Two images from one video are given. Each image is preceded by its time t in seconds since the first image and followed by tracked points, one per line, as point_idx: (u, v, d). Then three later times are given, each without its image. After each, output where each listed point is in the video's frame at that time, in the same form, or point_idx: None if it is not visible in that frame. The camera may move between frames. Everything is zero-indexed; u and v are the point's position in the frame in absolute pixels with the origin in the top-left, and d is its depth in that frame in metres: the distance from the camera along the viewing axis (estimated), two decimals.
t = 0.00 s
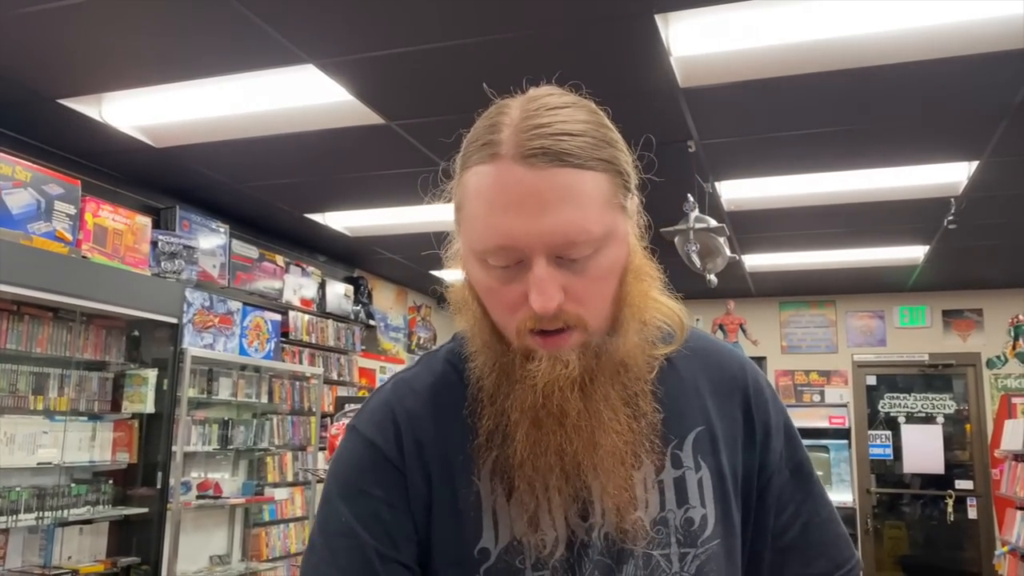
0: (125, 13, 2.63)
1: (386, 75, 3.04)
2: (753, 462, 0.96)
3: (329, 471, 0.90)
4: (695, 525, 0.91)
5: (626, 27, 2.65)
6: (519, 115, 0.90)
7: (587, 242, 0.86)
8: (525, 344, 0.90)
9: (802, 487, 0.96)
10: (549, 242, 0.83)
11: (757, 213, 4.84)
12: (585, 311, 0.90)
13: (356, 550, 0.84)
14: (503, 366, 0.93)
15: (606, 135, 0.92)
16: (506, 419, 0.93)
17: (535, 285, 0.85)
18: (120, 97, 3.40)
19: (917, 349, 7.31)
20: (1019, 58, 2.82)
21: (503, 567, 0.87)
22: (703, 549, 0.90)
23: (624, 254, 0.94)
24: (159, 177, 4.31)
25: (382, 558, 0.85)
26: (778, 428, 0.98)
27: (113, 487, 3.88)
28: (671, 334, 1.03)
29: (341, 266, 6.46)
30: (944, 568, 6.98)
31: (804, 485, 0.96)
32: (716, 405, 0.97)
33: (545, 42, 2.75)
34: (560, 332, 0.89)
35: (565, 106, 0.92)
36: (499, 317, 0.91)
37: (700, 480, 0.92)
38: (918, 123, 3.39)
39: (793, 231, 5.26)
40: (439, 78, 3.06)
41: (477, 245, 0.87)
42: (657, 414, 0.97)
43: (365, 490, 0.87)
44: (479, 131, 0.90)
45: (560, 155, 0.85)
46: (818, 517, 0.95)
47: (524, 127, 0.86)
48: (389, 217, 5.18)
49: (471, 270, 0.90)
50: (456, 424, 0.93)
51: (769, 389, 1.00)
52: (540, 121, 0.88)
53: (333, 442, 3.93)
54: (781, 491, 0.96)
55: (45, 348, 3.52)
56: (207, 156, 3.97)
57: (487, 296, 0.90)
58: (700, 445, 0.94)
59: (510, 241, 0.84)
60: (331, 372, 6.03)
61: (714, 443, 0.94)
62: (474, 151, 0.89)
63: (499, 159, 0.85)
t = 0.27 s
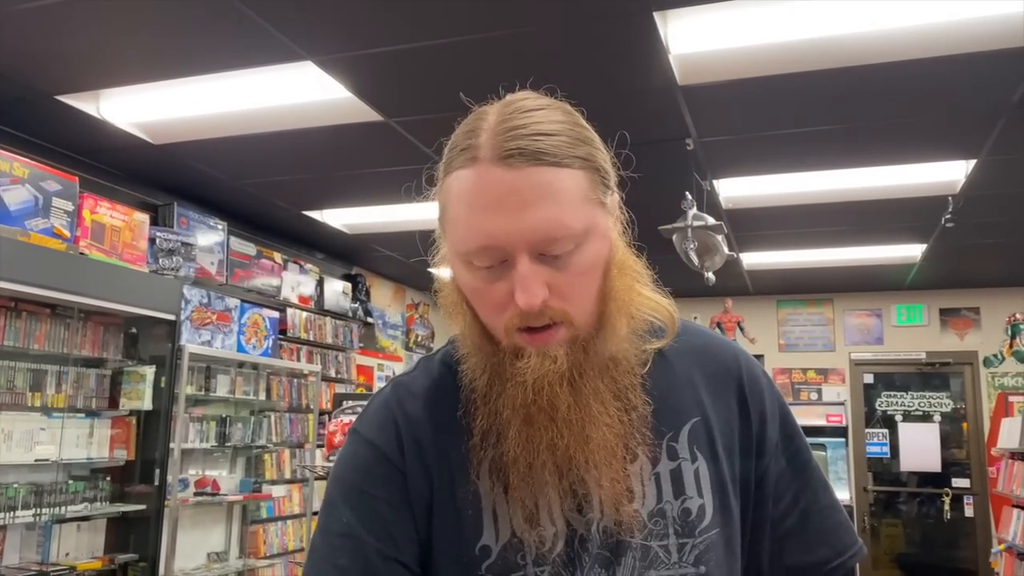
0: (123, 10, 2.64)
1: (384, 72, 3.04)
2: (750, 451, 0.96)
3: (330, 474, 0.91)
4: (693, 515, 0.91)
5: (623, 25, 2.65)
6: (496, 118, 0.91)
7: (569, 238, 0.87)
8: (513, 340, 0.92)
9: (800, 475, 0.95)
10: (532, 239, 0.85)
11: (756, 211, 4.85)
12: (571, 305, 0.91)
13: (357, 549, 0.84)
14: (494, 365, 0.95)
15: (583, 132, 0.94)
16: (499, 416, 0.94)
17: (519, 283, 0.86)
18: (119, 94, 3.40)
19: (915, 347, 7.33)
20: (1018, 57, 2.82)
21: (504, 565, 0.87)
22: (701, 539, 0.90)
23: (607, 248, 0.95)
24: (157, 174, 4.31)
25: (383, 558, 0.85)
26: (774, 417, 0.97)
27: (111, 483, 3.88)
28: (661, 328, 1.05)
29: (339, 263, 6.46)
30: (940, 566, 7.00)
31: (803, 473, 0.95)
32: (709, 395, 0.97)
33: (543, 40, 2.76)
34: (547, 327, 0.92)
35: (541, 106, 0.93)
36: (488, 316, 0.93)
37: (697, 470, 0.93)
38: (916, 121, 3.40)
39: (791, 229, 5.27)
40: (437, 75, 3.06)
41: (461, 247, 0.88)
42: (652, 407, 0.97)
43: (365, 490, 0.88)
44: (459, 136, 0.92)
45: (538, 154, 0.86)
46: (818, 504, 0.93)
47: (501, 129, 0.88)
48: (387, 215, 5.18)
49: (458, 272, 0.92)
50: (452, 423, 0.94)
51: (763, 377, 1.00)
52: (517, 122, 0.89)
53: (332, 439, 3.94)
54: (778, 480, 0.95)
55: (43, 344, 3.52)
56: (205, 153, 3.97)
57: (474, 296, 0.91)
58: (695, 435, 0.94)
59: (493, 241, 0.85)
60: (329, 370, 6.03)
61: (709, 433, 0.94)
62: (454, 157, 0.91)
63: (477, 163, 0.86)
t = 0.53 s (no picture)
0: (122, 6, 2.64)
1: (383, 68, 3.04)
2: (746, 446, 0.96)
3: (335, 476, 0.92)
4: (691, 508, 0.91)
5: (621, 22, 2.65)
6: (486, 123, 0.93)
7: (561, 237, 0.89)
8: (508, 340, 0.94)
9: (794, 466, 0.97)
10: (525, 239, 0.87)
11: (753, 209, 4.85)
12: (565, 303, 0.93)
13: (361, 548, 0.85)
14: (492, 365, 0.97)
15: (572, 135, 0.96)
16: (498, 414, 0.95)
17: (513, 282, 0.88)
18: (117, 90, 3.39)
19: (912, 345, 7.34)
20: (1017, 55, 2.83)
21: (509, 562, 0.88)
22: (700, 531, 0.90)
23: (599, 248, 0.97)
24: (155, 170, 4.31)
25: (387, 556, 0.86)
26: (769, 410, 0.98)
27: (109, 480, 3.88)
28: (654, 326, 1.06)
29: (337, 260, 6.46)
30: (937, 564, 7.02)
31: (799, 463, 0.96)
32: (705, 390, 0.98)
33: (541, 37, 2.76)
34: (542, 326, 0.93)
35: (531, 109, 0.95)
36: (483, 317, 0.94)
37: (694, 465, 0.93)
38: (913, 119, 3.40)
39: (789, 227, 5.27)
40: (436, 72, 3.06)
41: (456, 249, 0.90)
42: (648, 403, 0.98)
43: (371, 489, 0.88)
44: (452, 143, 0.94)
45: (529, 156, 0.88)
46: (813, 495, 0.95)
47: (493, 133, 0.90)
48: (385, 212, 5.18)
49: (454, 274, 0.93)
50: (452, 422, 0.95)
51: (758, 371, 1.01)
52: (507, 126, 0.91)
53: (330, 436, 3.94)
54: (774, 472, 0.96)
55: (41, 341, 3.52)
56: (203, 149, 3.97)
57: (470, 298, 0.93)
58: (691, 430, 0.95)
59: (487, 241, 0.87)
60: (327, 367, 6.03)
61: (704, 427, 0.95)
62: (447, 163, 0.92)
63: (470, 168, 0.88)
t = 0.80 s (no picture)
0: (122, 2, 2.63)
1: (383, 65, 3.04)
2: (755, 440, 0.95)
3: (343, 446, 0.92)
4: (696, 497, 0.90)
5: (622, 19, 2.65)
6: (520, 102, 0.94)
7: (591, 209, 0.89)
8: (532, 314, 0.93)
9: (805, 468, 0.95)
10: (555, 208, 0.87)
11: (754, 207, 4.85)
12: (590, 279, 0.92)
13: (362, 521, 0.86)
14: (513, 343, 0.96)
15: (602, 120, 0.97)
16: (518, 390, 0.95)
17: (542, 249, 0.88)
18: (117, 86, 3.39)
19: (912, 343, 7.34)
20: (1018, 53, 2.82)
21: (509, 536, 0.86)
22: (705, 520, 0.89)
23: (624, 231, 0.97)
24: (155, 167, 4.30)
25: (387, 528, 0.86)
26: (781, 411, 0.96)
27: (109, 476, 3.88)
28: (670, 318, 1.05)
29: (337, 257, 6.45)
30: (936, 562, 7.03)
31: (807, 465, 0.95)
32: (716, 385, 0.97)
33: (542, 34, 2.75)
34: (568, 300, 0.92)
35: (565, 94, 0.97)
36: (507, 291, 0.93)
37: (702, 457, 0.92)
38: (914, 118, 3.40)
39: (789, 225, 5.27)
40: (436, 68, 3.06)
41: (485, 218, 0.90)
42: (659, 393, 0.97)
43: (374, 462, 0.89)
44: (485, 119, 0.95)
45: (562, 129, 0.89)
46: (822, 498, 0.93)
47: (527, 108, 0.91)
48: (386, 209, 5.17)
49: (479, 248, 0.93)
50: (462, 399, 0.94)
51: (771, 372, 0.99)
52: (542, 102, 0.92)
53: (330, 433, 3.95)
54: (783, 469, 0.94)
55: (41, 337, 3.52)
56: (203, 146, 3.96)
57: (495, 271, 0.92)
58: (700, 422, 0.94)
59: (518, 208, 0.87)
60: (327, 364, 6.03)
61: (713, 419, 0.94)
62: (481, 137, 0.93)
63: (502, 140, 0.89)
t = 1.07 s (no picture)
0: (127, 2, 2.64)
1: (388, 64, 3.04)
2: (764, 441, 0.97)
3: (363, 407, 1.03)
4: (700, 487, 0.93)
5: (626, 18, 2.65)
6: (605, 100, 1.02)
7: (647, 209, 0.96)
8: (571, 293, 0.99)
9: (822, 477, 0.93)
10: (617, 199, 0.94)
11: (757, 205, 4.85)
12: (632, 274, 0.98)
13: (367, 477, 0.97)
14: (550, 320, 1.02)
15: (669, 137, 1.04)
16: (542, 365, 1.00)
17: (595, 234, 0.94)
18: (122, 85, 3.40)
19: (915, 342, 7.33)
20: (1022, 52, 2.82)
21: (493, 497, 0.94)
22: (705, 509, 0.92)
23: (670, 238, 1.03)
24: (159, 165, 4.31)
25: (385, 484, 0.98)
26: (794, 417, 0.98)
27: (113, 474, 3.89)
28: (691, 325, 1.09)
29: (340, 256, 6.45)
30: (938, 560, 7.04)
31: (822, 474, 0.93)
32: (728, 385, 1.00)
33: (547, 33, 2.75)
34: (609, 286, 0.98)
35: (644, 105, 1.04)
36: (551, 267, 1.00)
37: (709, 449, 0.95)
38: (918, 117, 3.40)
39: (792, 223, 5.27)
40: (440, 68, 3.06)
41: (550, 193, 0.97)
42: (671, 387, 1.00)
43: (380, 426, 0.99)
44: (566, 104, 1.01)
45: (637, 132, 0.96)
46: (837, 509, 0.91)
47: (610, 106, 0.98)
48: (389, 208, 5.17)
49: (536, 221, 0.99)
50: (475, 377, 1.01)
51: (787, 381, 1.01)
52: (623, 105, 0.99)
53: (334, 431, 3.96)
54: (791, 471, 0.94)
55: (45, 336, 3.53)
56: (207, 144, 3.97)
57: (546, 244, 0.98)
58: (710, 416, 0.97)
59: (584, 190, 0.94)
60: (330, 362, 6.04)
61: (722, 415, 0.97)
62: (560, 119, 1.00)
63: (583, 125, 0.96)
